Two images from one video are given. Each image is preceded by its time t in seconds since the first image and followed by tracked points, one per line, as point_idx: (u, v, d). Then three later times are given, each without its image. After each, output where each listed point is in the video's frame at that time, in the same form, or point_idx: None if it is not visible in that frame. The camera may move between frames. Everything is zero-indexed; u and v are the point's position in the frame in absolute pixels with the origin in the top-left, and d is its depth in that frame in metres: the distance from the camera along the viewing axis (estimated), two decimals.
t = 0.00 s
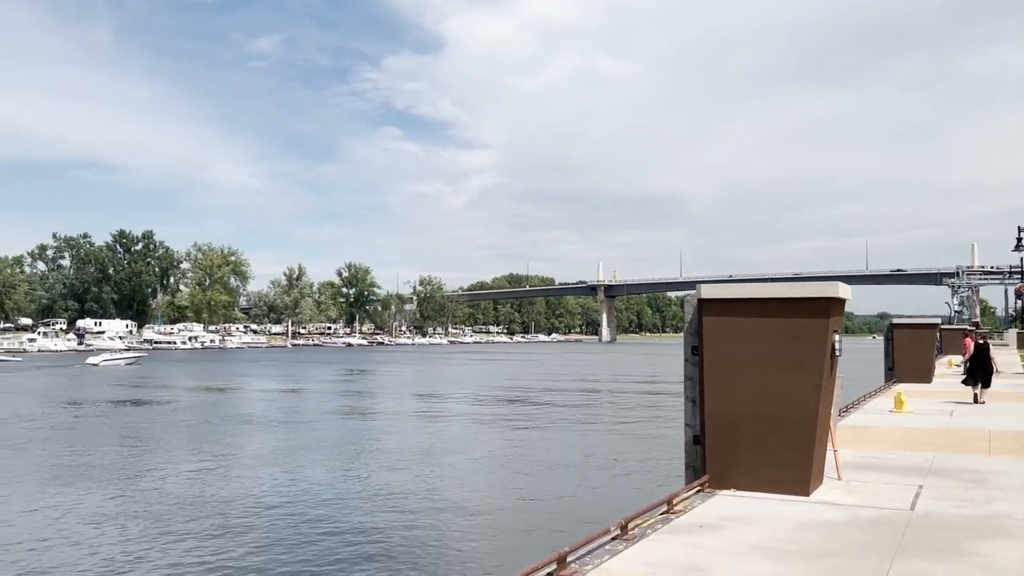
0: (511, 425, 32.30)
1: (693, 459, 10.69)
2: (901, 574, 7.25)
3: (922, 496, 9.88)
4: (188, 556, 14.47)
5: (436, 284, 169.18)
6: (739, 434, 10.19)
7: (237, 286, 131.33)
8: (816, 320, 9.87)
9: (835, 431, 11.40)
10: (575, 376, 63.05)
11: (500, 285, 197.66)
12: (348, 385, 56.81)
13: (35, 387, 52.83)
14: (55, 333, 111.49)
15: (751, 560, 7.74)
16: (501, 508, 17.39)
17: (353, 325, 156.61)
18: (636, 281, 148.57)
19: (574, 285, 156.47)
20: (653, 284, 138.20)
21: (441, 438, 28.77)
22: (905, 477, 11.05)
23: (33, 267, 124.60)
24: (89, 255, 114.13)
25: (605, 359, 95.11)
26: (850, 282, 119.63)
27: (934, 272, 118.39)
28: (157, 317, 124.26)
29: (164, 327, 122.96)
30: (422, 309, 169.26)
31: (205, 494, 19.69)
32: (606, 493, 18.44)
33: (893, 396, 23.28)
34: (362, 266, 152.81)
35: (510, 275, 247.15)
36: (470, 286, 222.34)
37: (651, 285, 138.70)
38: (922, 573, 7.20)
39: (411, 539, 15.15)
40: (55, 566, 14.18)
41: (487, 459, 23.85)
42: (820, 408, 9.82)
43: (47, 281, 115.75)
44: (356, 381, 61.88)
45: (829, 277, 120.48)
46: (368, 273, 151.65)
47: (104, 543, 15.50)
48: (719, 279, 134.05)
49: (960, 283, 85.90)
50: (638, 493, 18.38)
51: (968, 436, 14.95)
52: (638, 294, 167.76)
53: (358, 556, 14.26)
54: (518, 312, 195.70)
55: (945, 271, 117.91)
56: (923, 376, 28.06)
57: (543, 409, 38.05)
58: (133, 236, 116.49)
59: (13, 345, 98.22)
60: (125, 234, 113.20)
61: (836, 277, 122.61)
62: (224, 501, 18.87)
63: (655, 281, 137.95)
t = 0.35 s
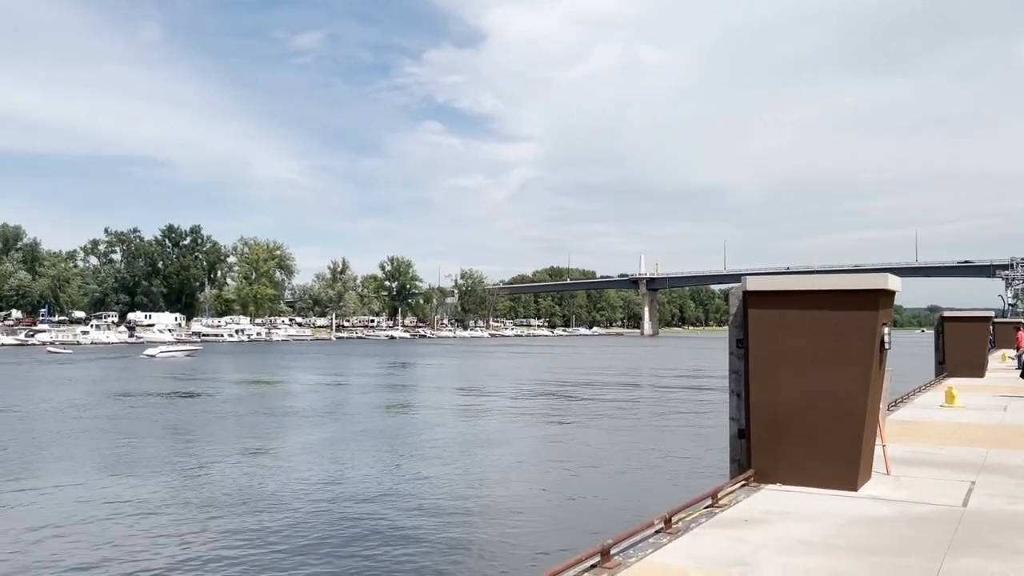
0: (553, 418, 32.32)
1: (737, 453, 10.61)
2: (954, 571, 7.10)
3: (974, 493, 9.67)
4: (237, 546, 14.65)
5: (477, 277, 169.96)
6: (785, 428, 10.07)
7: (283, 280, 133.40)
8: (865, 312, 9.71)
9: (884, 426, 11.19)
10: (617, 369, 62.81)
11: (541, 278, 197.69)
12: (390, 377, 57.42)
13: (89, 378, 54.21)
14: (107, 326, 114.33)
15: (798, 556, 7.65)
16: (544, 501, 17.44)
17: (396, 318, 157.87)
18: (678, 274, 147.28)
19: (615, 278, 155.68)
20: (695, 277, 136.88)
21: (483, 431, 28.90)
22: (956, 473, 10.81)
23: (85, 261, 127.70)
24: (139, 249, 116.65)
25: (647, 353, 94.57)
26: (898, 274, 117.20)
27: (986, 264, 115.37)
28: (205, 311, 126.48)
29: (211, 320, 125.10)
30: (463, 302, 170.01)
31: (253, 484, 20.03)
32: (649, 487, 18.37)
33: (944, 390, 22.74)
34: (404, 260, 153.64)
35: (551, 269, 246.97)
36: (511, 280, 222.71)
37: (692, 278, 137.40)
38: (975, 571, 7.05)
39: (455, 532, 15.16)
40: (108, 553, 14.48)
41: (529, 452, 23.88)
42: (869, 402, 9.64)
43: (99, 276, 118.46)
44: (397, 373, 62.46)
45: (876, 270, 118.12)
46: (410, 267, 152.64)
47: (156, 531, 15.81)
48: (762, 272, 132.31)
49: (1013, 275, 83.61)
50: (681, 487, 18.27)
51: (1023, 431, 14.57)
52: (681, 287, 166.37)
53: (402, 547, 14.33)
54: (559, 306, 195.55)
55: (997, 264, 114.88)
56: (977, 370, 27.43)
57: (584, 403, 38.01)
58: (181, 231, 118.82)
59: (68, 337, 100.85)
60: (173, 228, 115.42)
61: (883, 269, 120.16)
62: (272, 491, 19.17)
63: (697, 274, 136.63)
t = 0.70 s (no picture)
0: (601, 412, 32.27)
1: (788, 448, 10.49)
2: (1013, 572, 6.93)
3: None
4: (289, 536, 14.89)
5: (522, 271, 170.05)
6: (837, 423, 9.92)
7: (331, 274, 134.80)
8: (921, 306, 9.49)
9: (940, 422, 10.94)
10: (664, 363, 62.47)
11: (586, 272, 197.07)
12: (436, 371, 57.81)
13: (146, 370, 55.54)
14: (161, 319, 116.72)
15: (850, 553, 7.53)
16: (592, 495, 17.44)
17: (442, 311, 158.80)
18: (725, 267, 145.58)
19: (662, 272, 154.48)
20: (743, 271, 135.20)
21: (529, 424, 28.97)
22: (1016, 471, 10.54)
23: (139, 256, 130.44)
24: (192, 244, 118.94)
25: (693, 347, 93.76)
26: (954, 266, 114.37)
27: None
28: (256, 305, 128.37)
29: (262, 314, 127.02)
30: (508, 296, 170.42)
31: (304, 475, 20.40)
32: (697, 482, 18.24)
33: (1002, 386, 22.18)
34: (450, 254, 153.76)
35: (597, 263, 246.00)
36: (557, 274, 222.37)
37: (741, 271, 135.75)
38: None
39: (504, 525, 15.24)
40: (164, 541, 14.83)
41: (575, 446, 23.86)
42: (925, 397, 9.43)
43: (154, 270, 120.82)
44: (443, 366, 62.89)
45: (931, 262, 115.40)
46: (455, 261, 152.73)
47: (209, 521, 16.14)
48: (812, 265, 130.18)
49: None
50: (729, 483, 18.10)
51: None
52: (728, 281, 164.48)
53: (452, 540, 14.45)
54: (604, 300, 194.77)
55: None
56: None
57: (629, 397, 37.86)
58: (232, 226, 120.90)
59: (124, 330, 103.18)
60: (225, 224, 117.36)
61: (938, 261, 117.37)
62: (321, 482, 19.45)
63: (745, 268, 134.93)
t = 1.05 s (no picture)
0: (652, 408, 32.00)
1: (846, 445, 10.33)
2: None
3: None
4: (342, 529, 14.99)
5: (572, 266, 169.81)
6: (897, 420, 9.71)
7: (382, 270, 136.33)
8: (987, 299, 9.19)
9: (1007, 420, 10.60)
10: (717, 359, 61.77)
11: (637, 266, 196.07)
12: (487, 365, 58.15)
13: (204, 363, 56.75)
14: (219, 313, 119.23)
15: (911, 553, 7.36)
16: (645, 491, 17.30)
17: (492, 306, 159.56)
18: (779, 262, 143.37)
19: (714, 266, 152.70)
20: (798, 265, 132.93)
21: (580, 419, 28.95)
22: None
23: (197, 252, 133.33)
24: (247, 240, 121.33)
25: (746, 342, 92.64)
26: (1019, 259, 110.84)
27: None
28: (309, 300, 130.21)
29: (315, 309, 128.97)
30: (558, 291, 170.20)
31: (357, 467, 20.74)
32: (752, 479, 18.01)
33: None
34: (499, 249, 154.65)
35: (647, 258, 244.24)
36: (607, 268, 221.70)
37: (795, 266, 133.51)
38: None
39: (556, 522, 15.11)
40: (221, 532, 15.08)
41: (627, 441, 23.77)
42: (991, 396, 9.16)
43: (211, 266, 123.20)
44: (493, 361, 63.20)
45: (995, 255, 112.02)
46: (504, 256, 153.49)
47: (263, 512, 16.38)
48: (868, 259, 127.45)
49: None
50: (783, 481, 17.80)
51: None
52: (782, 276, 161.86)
53: (503, 536, 14.37)
54: (654, 295, 193.59)
55: None
56: None
57: (682, 393, 37.51)
58: (286, 223, 123.25)
59: (183, 324, 105.66)
60: (279, 220, 119.53)
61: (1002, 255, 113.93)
62: (374, 475, 19.69)
63: (800, 262, 132.66)
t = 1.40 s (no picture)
0: (710, 407, 31.52)
1: (910, 444, 10.12)
2: None
3: None
4: (398, 526, 14.97)
5: (625, 261, 168.70)
6: (963, 418, 9.45)
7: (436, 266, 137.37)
8: None
9: None
10: (774, 356, 60.78)
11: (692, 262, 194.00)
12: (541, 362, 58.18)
13: (262, 358, 57.76)
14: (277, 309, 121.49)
15: (977, 554, 7.20)
16: (703, 491, 17.05)
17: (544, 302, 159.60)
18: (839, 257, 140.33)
19: (772, 261, 150.11)
20: (858, 260, 129.93)
21: (634, 417, 28.81)
22: None
23: (257, 249, 135.62)
24: (305, 237, 123.40)
25: (804, 339, 90.96)
26: None
27: None
28: (364, 295, 131.78)
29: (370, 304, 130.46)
30: (611, 286, 169.40)
31: (412, 462, 21.01)
32: (809, 480, 17.69)
33: None
34: (551, 245, 154.64)
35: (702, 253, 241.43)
36: (661, 263, 219.81)
37: (856, 261, 130.50)
38: None
39: (612, 521, 14.94)
40: (279, 526, 15.20)
41: (681, 439, 23.55)
42: None
43: (270, 262, 125.22)
44: (546, 358, 63.22)
45: None
46: (557, 252, 153.43)
47: (320, 508, 16.51)
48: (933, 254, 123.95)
49: None
50: (841, 482, 17.45)
51: None
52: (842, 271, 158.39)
53: (559, 536, 14.16)
54: (710, 290, 191.36)
55: None
56: None
57: (737, 391, 37.01)
58: (342, 220, 125.18)
59: (243, 319, 108.02)
60: (335, 217, 121.30)
61: None
62: (429, 471, 19.78)
63: (861, 257, 129.65)
